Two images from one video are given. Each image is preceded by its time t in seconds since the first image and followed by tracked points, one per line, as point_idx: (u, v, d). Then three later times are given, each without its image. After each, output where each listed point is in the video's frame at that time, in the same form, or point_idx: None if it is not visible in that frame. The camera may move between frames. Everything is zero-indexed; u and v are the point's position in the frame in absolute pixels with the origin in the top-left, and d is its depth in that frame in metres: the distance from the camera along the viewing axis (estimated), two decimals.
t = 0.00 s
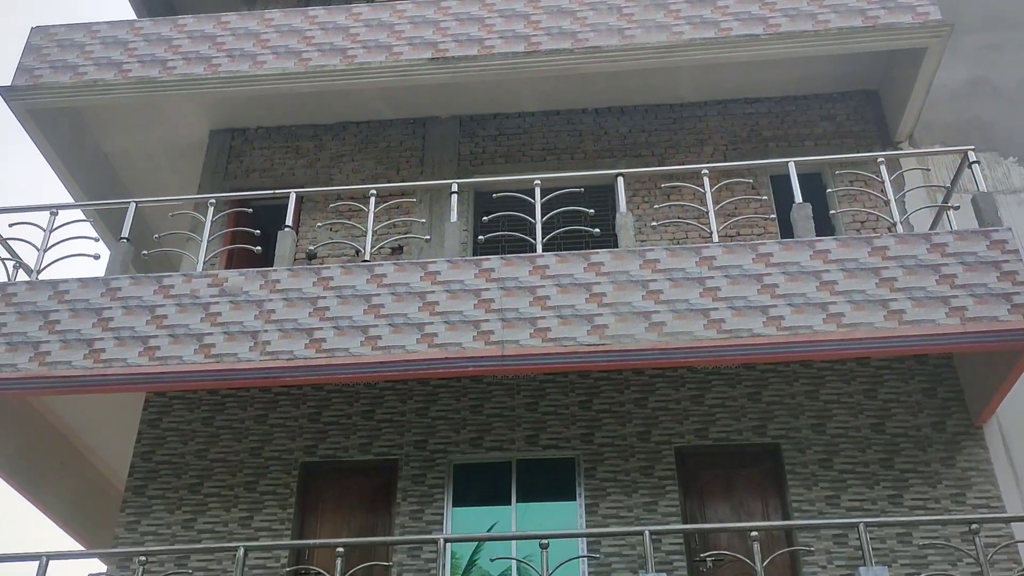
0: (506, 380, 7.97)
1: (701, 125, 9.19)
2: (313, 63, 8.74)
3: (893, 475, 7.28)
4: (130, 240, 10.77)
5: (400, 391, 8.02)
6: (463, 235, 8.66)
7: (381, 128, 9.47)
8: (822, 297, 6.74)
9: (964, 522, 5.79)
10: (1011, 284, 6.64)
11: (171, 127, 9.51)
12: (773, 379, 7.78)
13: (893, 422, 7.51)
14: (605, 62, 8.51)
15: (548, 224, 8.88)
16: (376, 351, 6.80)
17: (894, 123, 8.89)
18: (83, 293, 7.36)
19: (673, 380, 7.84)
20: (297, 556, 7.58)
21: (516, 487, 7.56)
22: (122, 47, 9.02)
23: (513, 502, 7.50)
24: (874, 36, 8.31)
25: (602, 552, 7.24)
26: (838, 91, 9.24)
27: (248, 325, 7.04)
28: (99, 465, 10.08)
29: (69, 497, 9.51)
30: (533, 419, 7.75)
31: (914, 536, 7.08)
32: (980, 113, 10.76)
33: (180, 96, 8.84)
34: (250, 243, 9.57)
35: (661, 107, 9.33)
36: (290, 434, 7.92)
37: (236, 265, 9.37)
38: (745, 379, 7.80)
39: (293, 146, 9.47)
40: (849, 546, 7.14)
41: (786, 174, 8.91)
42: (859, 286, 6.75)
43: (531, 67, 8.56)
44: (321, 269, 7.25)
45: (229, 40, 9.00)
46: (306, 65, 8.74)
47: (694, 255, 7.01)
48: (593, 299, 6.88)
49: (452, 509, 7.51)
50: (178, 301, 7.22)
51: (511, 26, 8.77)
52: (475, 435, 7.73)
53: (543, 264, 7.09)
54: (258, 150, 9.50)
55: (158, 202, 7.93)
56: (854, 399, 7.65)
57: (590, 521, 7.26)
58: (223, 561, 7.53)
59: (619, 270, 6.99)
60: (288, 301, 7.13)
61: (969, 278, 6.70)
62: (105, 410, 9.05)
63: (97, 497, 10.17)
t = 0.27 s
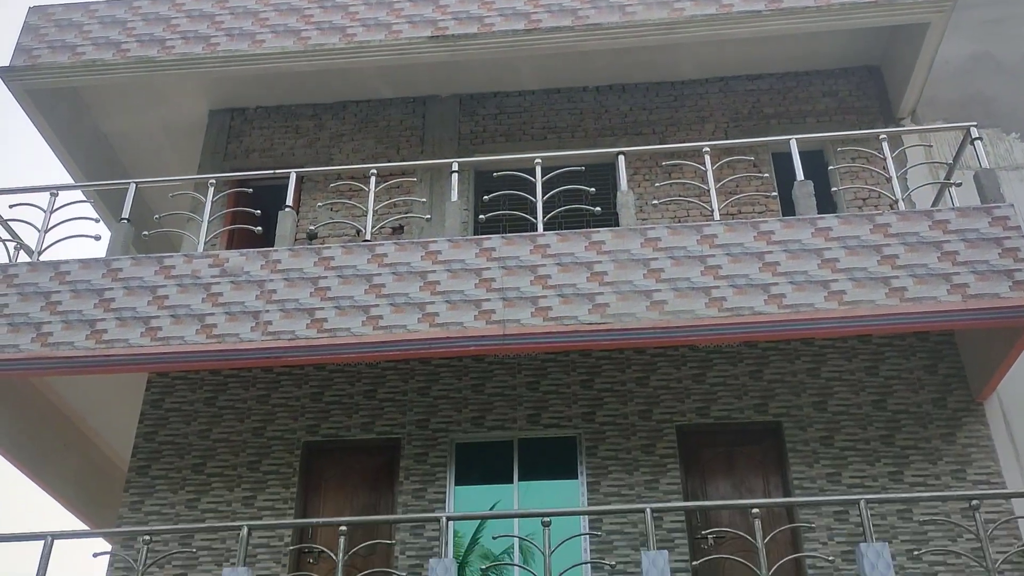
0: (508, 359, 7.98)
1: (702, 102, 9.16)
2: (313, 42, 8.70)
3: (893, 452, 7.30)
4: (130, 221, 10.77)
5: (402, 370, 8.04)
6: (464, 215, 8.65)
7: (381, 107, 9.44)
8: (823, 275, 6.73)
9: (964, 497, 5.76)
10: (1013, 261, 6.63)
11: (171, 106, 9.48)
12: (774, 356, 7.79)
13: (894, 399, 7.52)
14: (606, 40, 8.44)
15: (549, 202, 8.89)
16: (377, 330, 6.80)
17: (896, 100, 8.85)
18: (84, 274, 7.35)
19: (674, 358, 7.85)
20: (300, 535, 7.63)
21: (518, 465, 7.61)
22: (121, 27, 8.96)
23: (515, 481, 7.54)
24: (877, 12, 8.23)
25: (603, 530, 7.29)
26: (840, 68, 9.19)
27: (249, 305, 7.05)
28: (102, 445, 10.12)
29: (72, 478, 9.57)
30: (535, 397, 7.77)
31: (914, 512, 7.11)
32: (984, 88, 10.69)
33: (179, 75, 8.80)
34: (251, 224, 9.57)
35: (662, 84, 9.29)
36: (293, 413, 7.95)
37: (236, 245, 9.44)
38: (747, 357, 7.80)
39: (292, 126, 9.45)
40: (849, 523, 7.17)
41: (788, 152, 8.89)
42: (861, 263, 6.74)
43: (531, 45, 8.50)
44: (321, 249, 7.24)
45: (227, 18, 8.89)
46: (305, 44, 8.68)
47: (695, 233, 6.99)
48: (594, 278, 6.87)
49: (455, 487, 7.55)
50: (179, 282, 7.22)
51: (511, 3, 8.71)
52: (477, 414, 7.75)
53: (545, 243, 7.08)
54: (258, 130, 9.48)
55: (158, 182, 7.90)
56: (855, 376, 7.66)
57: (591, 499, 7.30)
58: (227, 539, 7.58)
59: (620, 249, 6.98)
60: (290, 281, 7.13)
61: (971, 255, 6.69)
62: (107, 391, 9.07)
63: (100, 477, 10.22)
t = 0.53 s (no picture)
0: (509, 334, 7.99)
1: (703, 75, 9.10)
2: (311, 16, 8.62)
3: (894, 424, 7.33)
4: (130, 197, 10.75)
5: (403, 346, 8.05)
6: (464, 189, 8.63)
7: (381, 81, 9.39)
8: (825, 248, 6.72)
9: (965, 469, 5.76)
10: (1014, 233, 6.62)
11: (168, 81, 9.42)
12: (775, 330, 7.79)
13: (895, 372, 7.53)
14: (606, 12, 8.37)
15: (549, 177, 8.87)
16: (378, 306, 6.80)
17: (898, 72, 8.75)
18: (84, 251, 7.34)
19: (675, 332, 7.86)
20: (303, 510, 7.68)
21: (519, 439, 7.65)
22: (117, 2, 8.89)
23: (517, 455, 7.57)
24: None
25: (605, 503, 7.33)
26: (842, 39, 9.13)
27: (250, 281, 7.04)
28: (105, 422, 10.17)
29: (76, 455, 9.61)
30: (536, 372, 7.78)
31: (914, 484, 7.14)
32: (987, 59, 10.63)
33: (177, 50, 8.73)
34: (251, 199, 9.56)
35: (663, 57, 9.23)
36: (294, 389, 7.96)
37: (236, 220, 9.43)
38: (747, 331, 7.81)
39: (291, 101, 9.40)
40: (850, 495, 7.21)
41: (789, 125, 8.86)
42: (862, 236, 6.73)
43: (531, 18, 8.43)
44: (322, 225, 7.22)
45: None
46: (303, 18, 8.61)
47: (696, 207, 6.98)
48: (595, 253, 6.86)
49: (457, 462, 7.59)
50: (179, 259, 7.21)
51: None
52: (478, 389, 7.77)
53: (545, 218, 7.06)
54: (257, 105, 9.43)
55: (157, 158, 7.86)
56: (856, 349, 7.67)
57: (593, 472, 7.33)
58: (230, 514, 7.63)
59: (621, 224, 6.96)
60: (290, 257, 7.12)
61: (973, 228, 6.67)
62: (109, 368, 9.10)
63: (104, 453, 10.28)
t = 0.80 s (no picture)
0: (510, 314, 7.99)
1: (705, 54, 9.06)
2: None
3: (895, 404, 7.34)
4: (130, 178, 10.74)
5: (404, 326, 8.05)
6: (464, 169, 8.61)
7: (380, 61, 9.34)
8: (826, 227, 6.70)
9: (965, 448, 5.76)
10: (1016, 212, 6.60)
11: (167, 61, 9.38)
12: (776, 310, 7.79)
13: (896, 351, 7.54)
14: None
15: (550, 156, 8.85)
16: (379, 287, 6.80)
17: (901, 49, 8.70)
18: (84, 232, 7.33)
19: (675, 312, 7.85)
20: (305, 490, 7.71)
21: (520, 419, 7.66)
22: None
23: (518, 435, 7.59)
24: None
25: (606, 483, 7.36)
26: (844, 17, 9.07)
27: (250, 262, 7.04)
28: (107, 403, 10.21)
29: (78, 435, 9.66)
30: (537, 352, 7.78)
31: (914, 463, 7.16)
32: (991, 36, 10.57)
33: (176, 30, 8.68)
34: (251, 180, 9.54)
35: (664, 35, 9.18)
36: (295, 370, 7.97)
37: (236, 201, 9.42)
38: (748, 311, 7.80)
39: (291, 81, 9.36)
40: (850, 474, 7.23)
41: (791, 104, 8.82)
42: (864, 216, 6.71)
43: None
44: (322, 205, 7.21)
45: None
46: None
47: (697, 187, 6.96)
48: (596, 233, 6.85)
49: (458, 442, 7.61)
50: (179, 240, 7.20)
51: None
52: (479, 370, 7.78)
53: (546, 198, 7.04)
54: (256, 85, 9.39)
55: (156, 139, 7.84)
56: (857, 328, 7.67)
57: (594, 452, 7.36)
58: (233, 494, 7.67)
59: (622, 203, 6.94)
60: (290, 237, 7.11)
61: (975, 206, 6.65)
62: (112, 351, 9.12)
63: (106, 435, 10.34)
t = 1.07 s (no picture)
0: (511, 291, 7.98)
1: (706, 29, 9.00)
2: None
3: (895, 379, 7.35)
4: (130, 155, 10.72)
5: (405, 304, 8.05)
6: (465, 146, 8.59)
7: (380, 37, 9.29)
8: (828, 203, 6.68)
9: (965, 422, 5.77)
10: (1019, 187, 6.58)
11: (165, 37, 9.33)
12: (777, 286, 7.78)
13: (897, 327, 7.54)
14: None
15: (550, 132, 8.82)
16: (380, 264, 6.79)
17: (904, 24, 8.62)
18: (84, 209, 7.31)
19: (677, 288, 7.85)
20: (308, 466, 7.74)
21: (521, 396, 7.67)
22: None
23: (520, 412, 7.61)
24: None
25: (607, 458, 7.39)
26: None
27: (251, 240, 7.03)
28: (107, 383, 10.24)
29: (80, 411, 9.73)
30: (538, 329, 7.79)
31: (915, 438, 7.19)
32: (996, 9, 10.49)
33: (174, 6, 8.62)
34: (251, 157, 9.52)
35: (666, 10, 9.12)
36: (297, 347, 7.98)
37: (236, 178, 9.40)
38: (750, 287, 7.80)
39: (290, 58, 9.31)
40: (850, 450, 7.26)
41: (793, 79, 8.78)
42: (866, 191, 6.69)
43: None
44: (322, 182, 7.18)
45: None
46: None
47: (699, 162, 6.93)
48: (597, 209, 6.83)
49: (460, 418, 7.63)
50: (180, 217, 7.19)
51: None
52: (480, 347, 7.79)
53: (547, 174, 7.02)
54: (255, 62, 9.34)
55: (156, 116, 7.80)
56: (858, 304, 7.67)
57: (595, 428, 7.38)
58: (236, 471, 7.71)
59: (623, 179, 6.92)
60: (291, 215, 7.09)
61: (977, 181, 6.63)
62: (113, 330, 9.13)
63: (108, 413, 10.40)
